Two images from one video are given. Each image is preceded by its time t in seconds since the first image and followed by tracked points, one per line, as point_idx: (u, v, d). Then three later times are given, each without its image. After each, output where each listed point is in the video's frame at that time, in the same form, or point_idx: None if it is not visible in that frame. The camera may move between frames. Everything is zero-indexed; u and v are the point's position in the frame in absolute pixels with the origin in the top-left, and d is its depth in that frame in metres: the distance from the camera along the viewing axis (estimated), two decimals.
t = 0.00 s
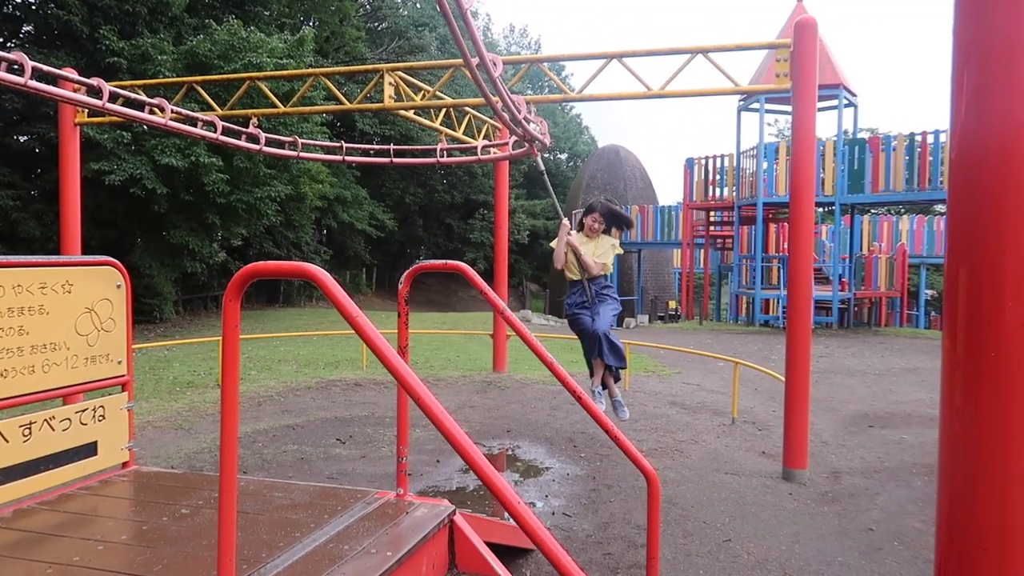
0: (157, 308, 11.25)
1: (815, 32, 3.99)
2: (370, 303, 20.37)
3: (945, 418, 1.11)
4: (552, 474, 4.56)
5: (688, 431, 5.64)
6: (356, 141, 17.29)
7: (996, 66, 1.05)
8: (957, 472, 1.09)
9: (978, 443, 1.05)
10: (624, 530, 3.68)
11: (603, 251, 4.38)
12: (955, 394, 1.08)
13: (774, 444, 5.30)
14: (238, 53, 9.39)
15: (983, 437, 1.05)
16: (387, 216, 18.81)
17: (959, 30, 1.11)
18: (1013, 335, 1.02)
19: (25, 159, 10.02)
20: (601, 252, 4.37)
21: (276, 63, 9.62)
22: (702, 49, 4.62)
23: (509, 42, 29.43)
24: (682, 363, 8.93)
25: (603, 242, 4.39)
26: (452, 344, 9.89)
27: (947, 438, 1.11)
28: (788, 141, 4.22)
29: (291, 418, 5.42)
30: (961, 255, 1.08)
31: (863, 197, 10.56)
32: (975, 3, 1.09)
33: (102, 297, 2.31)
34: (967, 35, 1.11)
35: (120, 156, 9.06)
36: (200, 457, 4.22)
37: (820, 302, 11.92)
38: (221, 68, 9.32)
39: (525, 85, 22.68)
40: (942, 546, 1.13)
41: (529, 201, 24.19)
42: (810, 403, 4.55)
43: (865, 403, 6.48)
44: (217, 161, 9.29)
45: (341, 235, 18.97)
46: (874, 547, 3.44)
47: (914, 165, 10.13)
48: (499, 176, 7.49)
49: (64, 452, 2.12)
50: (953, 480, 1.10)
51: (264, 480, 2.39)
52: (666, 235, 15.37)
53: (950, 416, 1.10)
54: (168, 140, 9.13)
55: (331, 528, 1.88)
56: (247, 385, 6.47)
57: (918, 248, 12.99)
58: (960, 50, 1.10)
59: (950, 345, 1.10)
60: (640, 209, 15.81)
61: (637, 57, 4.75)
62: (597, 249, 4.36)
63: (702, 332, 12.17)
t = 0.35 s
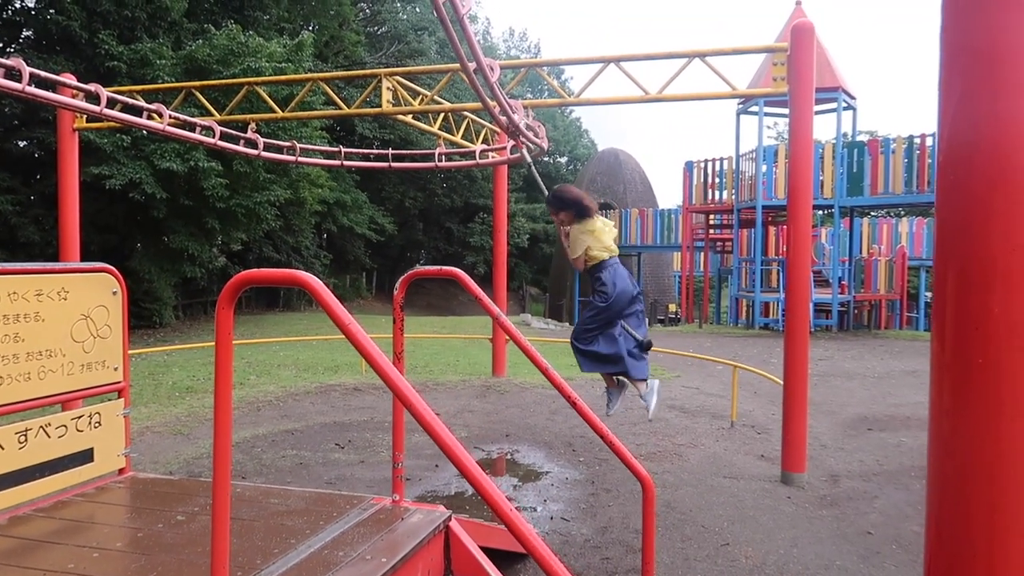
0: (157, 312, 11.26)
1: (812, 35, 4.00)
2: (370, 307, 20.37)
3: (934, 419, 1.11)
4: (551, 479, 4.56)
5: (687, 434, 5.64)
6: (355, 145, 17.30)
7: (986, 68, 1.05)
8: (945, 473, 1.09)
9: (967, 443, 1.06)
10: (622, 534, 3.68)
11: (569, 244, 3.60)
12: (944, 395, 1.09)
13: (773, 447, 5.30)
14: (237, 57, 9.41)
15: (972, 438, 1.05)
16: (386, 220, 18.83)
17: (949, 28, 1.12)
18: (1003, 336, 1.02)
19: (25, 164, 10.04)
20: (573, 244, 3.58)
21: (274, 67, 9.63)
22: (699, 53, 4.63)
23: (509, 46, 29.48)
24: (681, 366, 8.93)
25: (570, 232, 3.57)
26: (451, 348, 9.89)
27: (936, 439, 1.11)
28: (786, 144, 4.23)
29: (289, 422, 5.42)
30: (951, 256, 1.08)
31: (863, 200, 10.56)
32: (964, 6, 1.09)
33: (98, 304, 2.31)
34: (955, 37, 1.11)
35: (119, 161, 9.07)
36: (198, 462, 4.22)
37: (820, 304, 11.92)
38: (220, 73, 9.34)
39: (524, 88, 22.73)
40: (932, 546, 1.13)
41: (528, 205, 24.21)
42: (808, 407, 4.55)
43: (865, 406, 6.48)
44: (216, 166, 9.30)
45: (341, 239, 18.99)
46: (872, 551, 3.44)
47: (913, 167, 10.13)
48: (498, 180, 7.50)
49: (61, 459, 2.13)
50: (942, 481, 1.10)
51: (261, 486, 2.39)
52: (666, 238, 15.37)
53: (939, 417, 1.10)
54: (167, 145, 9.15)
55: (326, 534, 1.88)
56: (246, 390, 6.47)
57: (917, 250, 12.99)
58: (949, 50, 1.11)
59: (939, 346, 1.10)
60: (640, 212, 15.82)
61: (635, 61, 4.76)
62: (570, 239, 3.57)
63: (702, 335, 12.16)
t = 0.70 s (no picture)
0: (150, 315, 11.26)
1: (803, 45, 4.08)
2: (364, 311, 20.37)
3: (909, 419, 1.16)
4: (544, 480, 4.59)
5: (679, 438, 5.69)
6: (350, 150, 17.34)
7: (958, 79, 1.10)
8: (921, 473, 1.13)
9: (942, 442, 1.10)
10: (615, 534, 3.72)
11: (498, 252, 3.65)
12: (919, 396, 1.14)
13: (764, 451, 5.36)
14: (233, 62, 9.44)
15: (947, 438, 1.09)
16: (381, 225, 18.86)
17: (920, 41, 1.16)
18: (972, 343, 1.08)
19: (19, 167, 10.04)
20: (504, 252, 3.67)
21: (270, 72, 9.66)
22: (692, 62, 4.70)
23: (503, 53, 29.60)
24: (674, 372, 8.99)
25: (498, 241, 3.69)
26: (446, 352, 9.92)
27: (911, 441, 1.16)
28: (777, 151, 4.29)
29: (283, 425, 5.44)
30: (922, 265, 1.13)
31: (855, 208, 10.65)
32: (935, 17, 1.13)
33: (99, 302, 2.34)
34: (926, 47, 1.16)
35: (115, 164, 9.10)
36: (193, 463, 4.24)
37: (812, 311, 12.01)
38: (216, 78, 9.36)
39: (518, 95, 22.84)
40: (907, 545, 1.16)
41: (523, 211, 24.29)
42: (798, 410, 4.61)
43: (856, 411, 6.55)
44: (212, 170, 9.33)
45: (335, 244, 19.00)
46: (862, 552, 3.49)
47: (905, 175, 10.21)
48: (493, 185, 7.56)
49: (61, 455, 2.16)
50: (916, 481, 1.14)
51: (258, 483, 2.43)
52: (659, 245, 15.46)
53: (914, 419, 1.14)
54: (163, 148, 9.18)
55: (324, 527, 1.92)
56: (241, 392, 6.49)
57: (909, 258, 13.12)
58: (921, 63, 1.15)
59: (913, 348, 1.15)
60: (634, 218, 15.89)
61: (628, 69, 4.83)
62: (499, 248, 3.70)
63: (695, 341, 12.24)
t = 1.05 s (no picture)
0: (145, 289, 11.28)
1: (794, 18, 4.10)
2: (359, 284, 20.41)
3: (884, 384, 1.22)
4: (539, 448, 4.69)
5: (672, 406, 5.80)
6: (342, 122, 17.22)
7: (934, 58, 1.15)
8: (894, 438, 1.20)
9: (914, 405, 1.16)
10: (609, 500, 3.82)
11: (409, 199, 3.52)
12: (894, 361, 1.20)
13: (755, 419, 5.47)
14: (223, 34, 9.31)
15: (917, 405, 1.16)
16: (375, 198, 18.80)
17: (898, 22, 1.21)
18: (942, 314, 1.14)
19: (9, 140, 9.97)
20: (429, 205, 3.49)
21: (262, 44, 9.49)
22: (683, 34, 4.72)
23: (496, 23, 29.26)
24: (667, 342, 9.10)
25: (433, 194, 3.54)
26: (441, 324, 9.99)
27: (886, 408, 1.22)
28: (768, 124, 4.33)
29: (282, 395, 5.52)
30: (897, 240, 1.19)
31: (847, 179, 10.70)
32: None
33: (103, 274, 2.37)
34: (905, 26, 1.20)
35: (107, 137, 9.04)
36: (194, 433, 4.32)
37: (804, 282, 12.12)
38: (207, 50, 9.28)
39: (511, 66, 22.65)
40: (881, 503, 1.23)
41: (516, 183, 24.25)
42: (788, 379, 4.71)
43: (846, 379, 6.66)
44: (205, 143, 9.28)
45: (329, 217, 18.97)
46: (848, 515, 3.60)
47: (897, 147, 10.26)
48: (486, 158, 7.56)
49: (70, 422, 2.22)
50: (889, 446, 1.21)
51: (261, 450, 2.49)
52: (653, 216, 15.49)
53: (888, 386, 1.21)
54: (155, 121, 9.13)
55: (329, 490, 1.99)
56: (239, 364, 6.56)
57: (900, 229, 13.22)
58: (899, 43, 1.20)
59: (890, 316, 1.21)
60: (627, 190, 15.89)
61: (621, 41, 4.83)
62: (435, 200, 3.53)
63: (688, 312, 12.35)
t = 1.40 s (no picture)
0: (179, 270, 11.51)
1: None
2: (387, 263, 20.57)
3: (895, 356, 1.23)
4: (565, 425, 4.72)
5: (699, 382, 5.79)
6: (368, 101, 17.23)
7: (945, 25, 1.16)
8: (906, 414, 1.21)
9: (925, 376, 1.17)
10: (634, 475, 3.84)
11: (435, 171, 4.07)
12: (905, 332, 1.21)
13: (783, 394, 5.44)
14: (247, 14, 9.41)
15: (929, 379, 1.17)
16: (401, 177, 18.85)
17: None
18: (955, 289, 1.14)
19: (43, 126, 10.18)
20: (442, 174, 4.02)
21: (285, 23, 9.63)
22: (707, 5, 4.63)
23: None
24: (695, 318, 9.05)
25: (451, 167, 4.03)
26: (468, 302, 10.05)
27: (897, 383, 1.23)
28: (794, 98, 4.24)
29: (312, 374, 5.63)
30: (908, 209, 1.19)
31: (879, 149, 10.46)
32: None
33: (134, 258, 2.43)
34: None
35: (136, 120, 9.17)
36: (228, 411, 4.43)
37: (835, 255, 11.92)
38: (231, 31, 9.36)
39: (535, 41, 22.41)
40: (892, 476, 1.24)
41: (542, 160, 24.12)
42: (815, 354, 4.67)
43: (876, 353, 6.57)
44: (232, 124, 9.38)
45: (356, 197, 19.08)
46: (876, 490, 3.58)
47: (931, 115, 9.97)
48: (511, 135, 7.52)
49: (106, 401, 2.29)
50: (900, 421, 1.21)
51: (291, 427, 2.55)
52: (680, 191, 15.32)
53: (900, 358, 1.22)
54: (182, 104, 9.24)
55: (354, 466, 2.04)
56: (270, 344, 6.69)
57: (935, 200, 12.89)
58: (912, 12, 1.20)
59: (900, 287, 1.22)
60: (654, 165, 15.72)
61: (643, 14, 4.76)
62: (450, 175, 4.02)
63: (717, 288, 12.24)
